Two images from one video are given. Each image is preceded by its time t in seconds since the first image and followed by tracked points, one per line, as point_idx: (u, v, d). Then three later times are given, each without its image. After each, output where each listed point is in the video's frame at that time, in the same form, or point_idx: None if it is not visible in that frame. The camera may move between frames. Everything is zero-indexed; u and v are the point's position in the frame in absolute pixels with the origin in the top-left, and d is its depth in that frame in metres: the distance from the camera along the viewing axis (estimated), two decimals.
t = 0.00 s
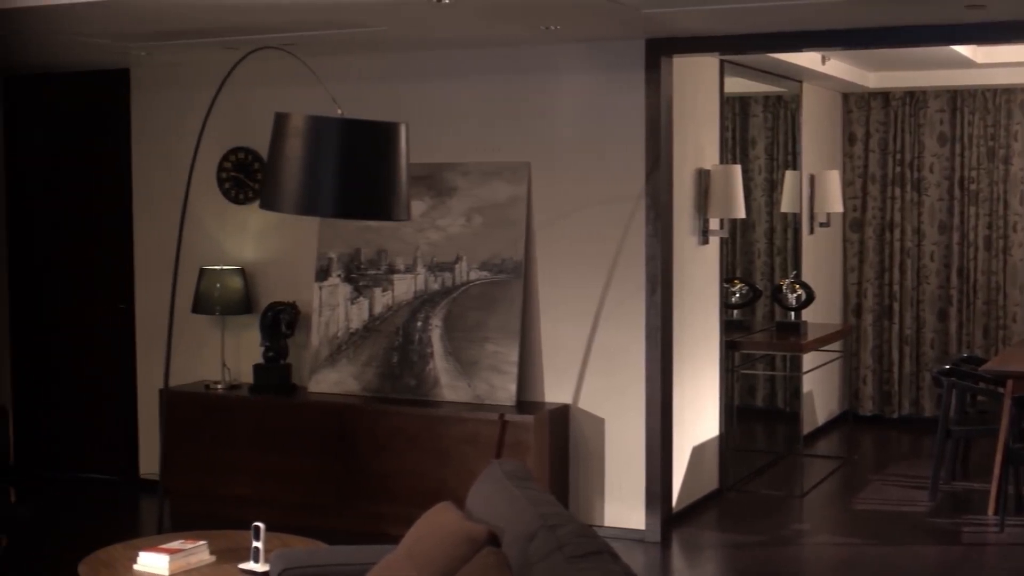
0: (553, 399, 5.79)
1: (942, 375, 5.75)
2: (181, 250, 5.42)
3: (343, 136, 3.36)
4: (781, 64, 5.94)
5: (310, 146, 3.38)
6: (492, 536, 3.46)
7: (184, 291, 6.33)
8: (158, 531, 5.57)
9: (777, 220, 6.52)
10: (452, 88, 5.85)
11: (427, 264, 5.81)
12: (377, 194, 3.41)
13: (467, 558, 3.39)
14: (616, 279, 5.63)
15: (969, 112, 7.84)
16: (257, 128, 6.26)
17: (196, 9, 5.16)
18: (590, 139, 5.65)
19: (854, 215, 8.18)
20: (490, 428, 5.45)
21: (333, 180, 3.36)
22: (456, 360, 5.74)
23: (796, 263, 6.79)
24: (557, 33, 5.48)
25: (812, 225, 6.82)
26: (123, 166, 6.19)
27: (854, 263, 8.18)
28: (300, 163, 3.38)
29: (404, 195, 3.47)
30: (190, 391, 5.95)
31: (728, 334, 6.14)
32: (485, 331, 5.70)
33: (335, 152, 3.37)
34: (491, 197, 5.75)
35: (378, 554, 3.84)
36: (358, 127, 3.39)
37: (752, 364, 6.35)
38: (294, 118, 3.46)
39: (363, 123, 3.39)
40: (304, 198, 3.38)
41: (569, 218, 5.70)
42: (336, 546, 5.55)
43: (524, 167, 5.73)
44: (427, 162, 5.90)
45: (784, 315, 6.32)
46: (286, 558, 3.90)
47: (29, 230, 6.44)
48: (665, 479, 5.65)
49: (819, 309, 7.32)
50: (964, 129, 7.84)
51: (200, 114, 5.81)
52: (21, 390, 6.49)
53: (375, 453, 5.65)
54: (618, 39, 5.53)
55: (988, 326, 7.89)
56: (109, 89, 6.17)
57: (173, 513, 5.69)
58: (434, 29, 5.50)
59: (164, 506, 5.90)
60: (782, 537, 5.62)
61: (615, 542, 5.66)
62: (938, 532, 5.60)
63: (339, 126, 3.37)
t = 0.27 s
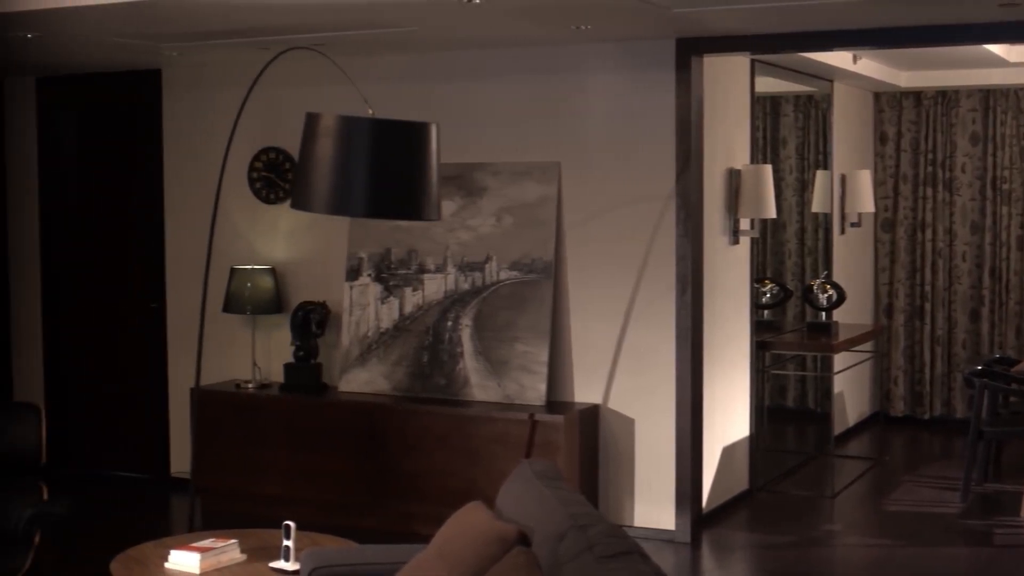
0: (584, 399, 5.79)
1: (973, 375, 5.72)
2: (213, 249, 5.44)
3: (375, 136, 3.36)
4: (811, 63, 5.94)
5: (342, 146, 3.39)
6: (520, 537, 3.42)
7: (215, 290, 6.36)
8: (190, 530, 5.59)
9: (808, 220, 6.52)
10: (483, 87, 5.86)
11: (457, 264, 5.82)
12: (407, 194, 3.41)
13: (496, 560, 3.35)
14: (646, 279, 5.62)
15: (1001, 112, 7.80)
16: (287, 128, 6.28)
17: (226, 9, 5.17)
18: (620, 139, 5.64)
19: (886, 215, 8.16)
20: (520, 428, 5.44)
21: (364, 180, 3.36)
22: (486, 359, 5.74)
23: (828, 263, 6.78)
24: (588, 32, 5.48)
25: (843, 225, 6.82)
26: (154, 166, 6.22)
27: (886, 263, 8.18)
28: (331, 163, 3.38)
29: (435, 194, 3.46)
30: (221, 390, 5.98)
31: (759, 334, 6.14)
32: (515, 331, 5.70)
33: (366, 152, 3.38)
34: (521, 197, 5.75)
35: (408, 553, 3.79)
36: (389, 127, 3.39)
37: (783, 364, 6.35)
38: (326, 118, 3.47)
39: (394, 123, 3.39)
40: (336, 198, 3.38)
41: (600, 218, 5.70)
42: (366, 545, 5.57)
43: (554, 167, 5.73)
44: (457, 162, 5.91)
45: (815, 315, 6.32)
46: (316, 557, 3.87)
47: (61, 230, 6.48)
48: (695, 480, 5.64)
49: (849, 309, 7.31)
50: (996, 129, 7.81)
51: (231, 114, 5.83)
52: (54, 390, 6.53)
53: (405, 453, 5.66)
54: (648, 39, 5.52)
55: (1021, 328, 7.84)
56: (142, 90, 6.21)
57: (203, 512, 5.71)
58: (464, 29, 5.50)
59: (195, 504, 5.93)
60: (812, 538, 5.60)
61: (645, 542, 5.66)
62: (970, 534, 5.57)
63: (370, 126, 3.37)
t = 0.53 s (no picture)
0: (615, 399, 5.78)
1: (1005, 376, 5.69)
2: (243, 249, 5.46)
3: (406, 136, 3.36)
4: (842, 63, 5.93)
5: (373, 146, 3.39)
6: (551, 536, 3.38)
7: (246, 290, 6.39)
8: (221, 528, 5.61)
9: (838, 220, 6.51)
10: (513, 87, 5.86)
11: (488, 264, 5.83)
12: (437, 193, 3.40)
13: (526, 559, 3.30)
14: (676, 280, 5.62)
15: None
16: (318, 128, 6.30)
17: (256, 9, 5.18)
18: (650, 139, 5.64)
19: (917, 215, 8.12)
20: (550, 428, 5.43)
21: (395, 180, 3.36)
22: (516, 359, 5.74)
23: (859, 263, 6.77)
24: (619, 32, 5.47)
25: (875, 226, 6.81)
26: (184, 167, 6.25)
27: (918, 263, 8.15)
28: (363, 163, 3.39)
29: (467, 194, 3.45)
30: (252, 390, 6.00)
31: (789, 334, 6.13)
32: (546, 331, 5.70)
33: (397, 151, 3.37)
34: (552, 197, 5.76)
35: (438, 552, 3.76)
36: (421, 127, 3.38)
37: (813, 365, 6.36)
38: (358, 117, 3.47)
39: (425, 121, 3.38)
40: (367, 198, 3.38)
41: (629, 218, 5.70)
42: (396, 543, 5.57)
43: (585, 167, 5.73)
44: (487, 162, 5.92)
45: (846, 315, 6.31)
46: (346, 558, 3.86)
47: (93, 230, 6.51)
48: (725, 480, 5.62)
49: (880, 310, 7.29)
50: None
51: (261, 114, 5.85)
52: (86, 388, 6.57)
53: (435, 452, 5.66)
54: (679, 38, 5.51)
55: None
56: (174, 90, 6.24)
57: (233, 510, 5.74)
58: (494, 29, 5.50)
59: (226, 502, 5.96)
60: (842, 539, 5.58)
61: (676, 542, 5.64)
62: (1002, 536, 5.54)
63: (402, 125, 3.37)
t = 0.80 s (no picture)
0: (642, 399, 5.78)
1: None
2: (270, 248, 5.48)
3: (432, 136, 3.36)
4: (870, 63, 5.92)
5: (400, 146, 3.39)
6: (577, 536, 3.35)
7: (273, 290, 6.41)
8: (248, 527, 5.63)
9: (866, 221, 6.54)
10: (540, 87, 5.87)
11: (514, 264, 5.83)
12: (462, 194, 3.39)
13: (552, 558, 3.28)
14: (703, 279, 5.61)
15: None
16: (345, 128, 6.32)
17: (281, 10, 5.18)
18: (676, 139, 5.63)
19: (945, 215, 8.10)
20: (576, 428, 5.43)
21: (421, 180, 3.36)
22: (542, 359, 5.74)
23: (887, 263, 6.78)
24: (645, 32, 5.47)
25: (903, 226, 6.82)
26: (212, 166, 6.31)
27: (946, 263, 8.13)
28: (389, 163, 3.39)
29: (493, 194, 3.44)
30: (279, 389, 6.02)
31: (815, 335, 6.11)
32: (572, 331, 5.70)
33: (422, 152, 3.37)
34: (578, 197, 5.76)
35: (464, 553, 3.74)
36: (448, 127, 3.38)
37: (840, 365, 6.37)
38: (385, 118, 3.48)
39: (450, 121, 3.38)
40: (394, 198, 3.38)
41: (656, 217, 5.69)
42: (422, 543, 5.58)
43: (611, 167, 5.73)
44: (514, 162, 5.92)
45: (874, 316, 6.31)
46: (369, 556, 3.81)
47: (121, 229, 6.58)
48: (752, 481, 5.61)
49: (907, 311, 7.29)
50: None
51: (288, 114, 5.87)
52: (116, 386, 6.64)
53: (461, 452, 5.67)
54: (706, 38, 5.51)
55: None
56: (200, 90, 6.29)
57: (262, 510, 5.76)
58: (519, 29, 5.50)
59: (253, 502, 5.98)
60: (869, 540, 5.57)
61: (702, 542, 5.64)
62: None
63: (427, 125, 3.37)
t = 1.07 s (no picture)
0: (673, 399, 5.77)
1: None
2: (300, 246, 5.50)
3: (463, 136, 3.35)
4: (903, 62, 5.91)
5: (430, 146, 3.38)
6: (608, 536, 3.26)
7: (304, 290, 6.45)
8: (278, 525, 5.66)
9: (897, 221, 6.56)
10: (570, 87, 5.88)
11: (544, 263, 5.84)
12: (492, 194, 3.38)
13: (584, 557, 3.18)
14: (733, 279, 5.60)
15: None
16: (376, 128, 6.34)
17: (311, 11, 5.20)
18: (707, 138, 5.62)
19: (978, 215, 8.07)
20: (607, 427, 5.40)
21: (451, 180, 3.35)
22: (572, 359, 5.74)
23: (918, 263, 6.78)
24: (675, 32, 5.46)
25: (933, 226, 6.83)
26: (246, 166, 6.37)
27: (978, 263, 8.09)
28: (420, 163, 3.38)
29: (523, 195, 3.43)
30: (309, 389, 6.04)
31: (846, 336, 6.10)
32: (603, 331, 5.70)
33: (451, 153, 3.36)
34: (609, 197, 5.75)
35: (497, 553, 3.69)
36: (478, 127, 3.37)
37: (871, 365, 6.38)
38: (415, 118, 3.47)
39: (479, 121, 3.36)
40: (424, 198, 3.37)
41: (687, 217, 5.68)
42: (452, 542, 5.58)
43: (642, 167, 5.72)
44: (544, 162, 5.92)
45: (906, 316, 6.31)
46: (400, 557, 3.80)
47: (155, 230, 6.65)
48: (782, 481, 5.60)
49: (939, 311, 7.28)
50: None
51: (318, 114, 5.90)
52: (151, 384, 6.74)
53: (490, 452, 5.66)
54: (737, 38, 5.50)
55: None
56: (233, 90, 6.35)
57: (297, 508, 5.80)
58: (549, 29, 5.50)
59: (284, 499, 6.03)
60: (900, 542, 5.54)
61: (732, 543, 5.62)
62: None
63: (456, 125, 3.35)
